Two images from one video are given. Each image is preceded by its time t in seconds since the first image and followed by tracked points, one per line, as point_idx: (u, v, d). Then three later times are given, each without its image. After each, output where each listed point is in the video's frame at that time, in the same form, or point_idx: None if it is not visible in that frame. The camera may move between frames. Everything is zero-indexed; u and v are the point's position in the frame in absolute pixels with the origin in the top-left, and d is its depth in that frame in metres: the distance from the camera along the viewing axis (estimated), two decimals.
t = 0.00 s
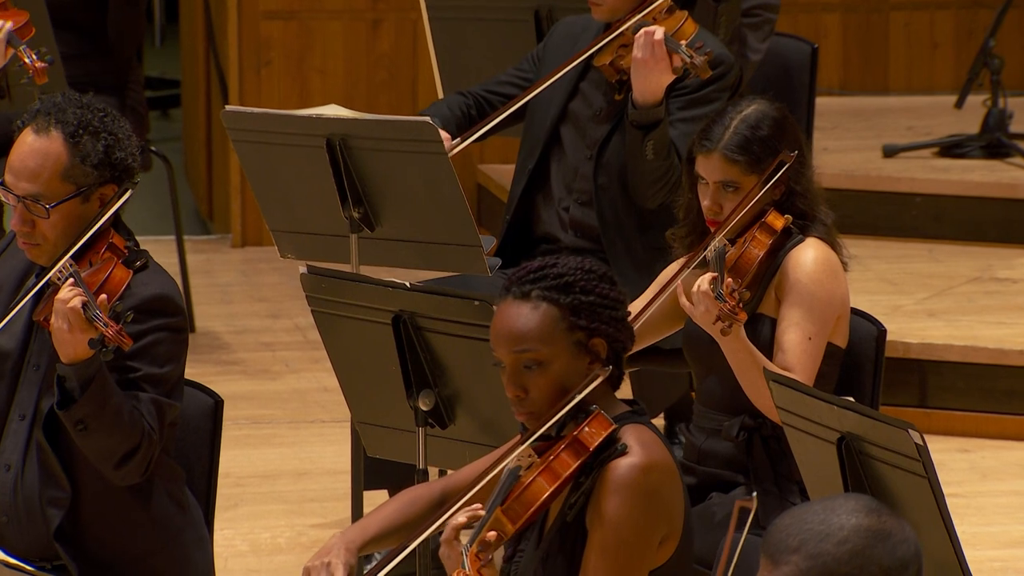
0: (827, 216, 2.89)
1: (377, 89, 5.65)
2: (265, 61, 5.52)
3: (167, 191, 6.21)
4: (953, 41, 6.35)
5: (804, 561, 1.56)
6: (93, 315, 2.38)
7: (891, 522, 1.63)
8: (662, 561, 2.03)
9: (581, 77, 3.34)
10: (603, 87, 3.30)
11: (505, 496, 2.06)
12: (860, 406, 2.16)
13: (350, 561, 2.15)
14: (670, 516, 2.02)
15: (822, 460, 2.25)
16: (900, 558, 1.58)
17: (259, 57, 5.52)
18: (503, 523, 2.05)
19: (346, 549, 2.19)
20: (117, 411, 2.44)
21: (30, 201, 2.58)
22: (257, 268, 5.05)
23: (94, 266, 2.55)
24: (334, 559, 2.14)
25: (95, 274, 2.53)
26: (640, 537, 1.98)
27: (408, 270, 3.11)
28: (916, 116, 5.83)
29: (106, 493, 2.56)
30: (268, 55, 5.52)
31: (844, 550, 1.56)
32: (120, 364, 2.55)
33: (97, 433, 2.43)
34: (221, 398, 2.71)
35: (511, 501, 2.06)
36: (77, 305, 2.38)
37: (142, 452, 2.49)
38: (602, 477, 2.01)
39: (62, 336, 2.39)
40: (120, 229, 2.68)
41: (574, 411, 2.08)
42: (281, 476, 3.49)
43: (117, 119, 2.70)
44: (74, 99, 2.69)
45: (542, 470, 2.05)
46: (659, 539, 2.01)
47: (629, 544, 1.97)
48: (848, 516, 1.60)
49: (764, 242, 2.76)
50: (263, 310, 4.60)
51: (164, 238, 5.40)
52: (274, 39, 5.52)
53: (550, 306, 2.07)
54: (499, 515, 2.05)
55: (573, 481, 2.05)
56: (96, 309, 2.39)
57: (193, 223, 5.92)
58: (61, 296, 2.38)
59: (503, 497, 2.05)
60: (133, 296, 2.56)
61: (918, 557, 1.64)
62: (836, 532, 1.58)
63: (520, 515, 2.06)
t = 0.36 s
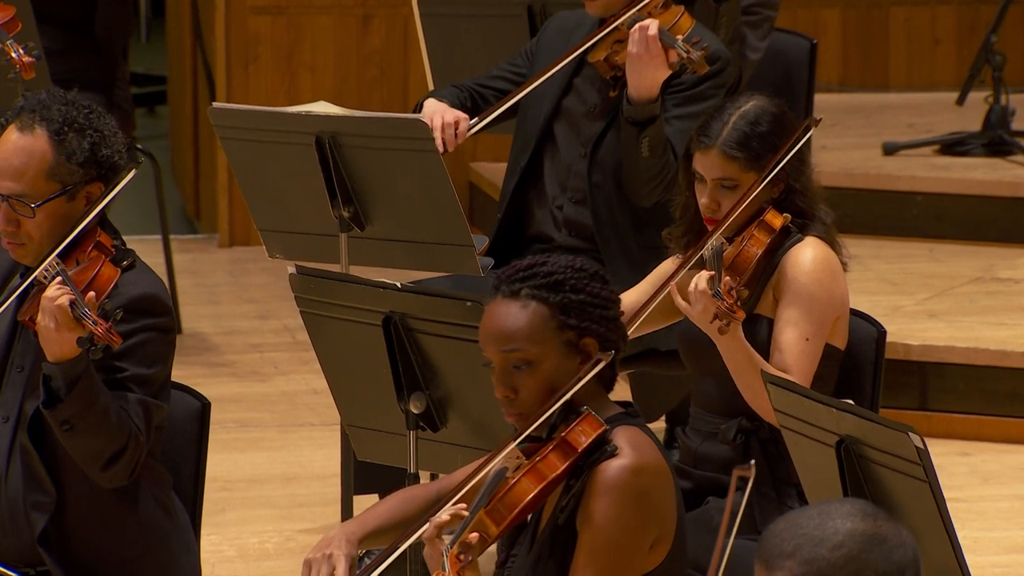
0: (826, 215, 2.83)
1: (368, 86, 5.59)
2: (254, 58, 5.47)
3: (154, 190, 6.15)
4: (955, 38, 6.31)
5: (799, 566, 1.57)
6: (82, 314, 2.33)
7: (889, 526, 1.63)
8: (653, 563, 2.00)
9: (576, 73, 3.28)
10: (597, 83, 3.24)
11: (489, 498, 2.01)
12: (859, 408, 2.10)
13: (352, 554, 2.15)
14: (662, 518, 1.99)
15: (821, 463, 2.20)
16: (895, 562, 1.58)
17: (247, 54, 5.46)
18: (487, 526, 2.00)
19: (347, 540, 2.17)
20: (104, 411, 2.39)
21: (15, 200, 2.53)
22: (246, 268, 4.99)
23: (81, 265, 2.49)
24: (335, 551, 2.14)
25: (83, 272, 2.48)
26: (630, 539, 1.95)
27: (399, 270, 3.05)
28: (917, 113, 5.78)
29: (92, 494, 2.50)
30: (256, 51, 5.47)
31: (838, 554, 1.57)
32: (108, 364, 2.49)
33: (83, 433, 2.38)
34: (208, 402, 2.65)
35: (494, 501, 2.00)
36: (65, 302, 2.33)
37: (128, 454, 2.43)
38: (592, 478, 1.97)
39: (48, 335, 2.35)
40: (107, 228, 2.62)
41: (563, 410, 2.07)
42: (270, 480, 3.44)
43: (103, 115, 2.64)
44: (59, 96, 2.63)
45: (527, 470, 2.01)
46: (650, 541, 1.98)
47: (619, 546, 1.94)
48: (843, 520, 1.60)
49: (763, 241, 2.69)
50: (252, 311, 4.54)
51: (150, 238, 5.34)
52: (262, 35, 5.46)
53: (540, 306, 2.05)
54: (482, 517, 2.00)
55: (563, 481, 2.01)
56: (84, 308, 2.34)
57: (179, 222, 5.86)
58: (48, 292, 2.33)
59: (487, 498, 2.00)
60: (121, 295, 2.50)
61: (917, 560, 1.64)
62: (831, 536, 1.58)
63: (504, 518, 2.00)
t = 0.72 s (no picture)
0: (822, 215, 2.76)
1: (352, 83, 5.53)
2: (236, 55, 5.40)
3: (134, 190, 6.09)
4: (953, 34, 6.24)
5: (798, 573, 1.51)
6: (60, 316, 2.27)
7: (888, 532, 1.58)
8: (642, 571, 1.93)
9: (565, 70, 3.22)
10: (587, 80, 3.18)
11: (469, 503, 1.95)
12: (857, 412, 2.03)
13: (346, 546, 2.11)
14: (650, 524, 1.92)
15: (817, 469, 2.13)
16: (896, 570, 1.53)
17: (229, 50, 5.39)
18: (467, 531, 1.93)
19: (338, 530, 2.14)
20: (84, 414, 2.32)
21: None
22: (228, 270, 4.93)
23: (60, 266, 2.42)
24: (329, 544, 2.10)
25: (63, 272, 2.41)
26: (617, 545, 1.88)
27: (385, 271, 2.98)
28: (916, 110, 5.72)
29: (69, 500, 2.43)
30: (239, 48, 5.40)
31: (839, 561, 1.51)
32: (86, 367, 2.42)
33: (64, 437, 2.31)
34: (189, 406, 2.59)
35: (475, 506, 1.94)
36: (43, 304, 2.26)
37: (108, 459, 2.36)
38: (577, 483, 1.91)
39: (25, 337, 2.28)
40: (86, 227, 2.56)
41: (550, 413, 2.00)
42: (253, 486, 3.38)
43: (81, 113, 2.56)
44: (34, 93, 2.55)
45: (510, 475, 1.94)
46: (638, 548, 1.91)
47: (605, 553, 1.88)
48: (844, 526, 1.54)
49: (758, 240, 2.62)
50: (233, 314, 4.48)
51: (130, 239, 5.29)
52: (244, 32, 5.39)
53: (526, 306, 1.98)
54: (462, 522, 1.94)
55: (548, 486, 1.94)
56: (63, 310, 2.27)
57: (159, 222, 5.80)
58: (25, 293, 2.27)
59: (469, 501, 1.94)
60: (101, 297, 2.43)
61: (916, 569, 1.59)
62: (831, 542, 1.52)
63: (484, 523, 1.93)
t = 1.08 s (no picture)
0: (818, 216, 2.70)
1: (336, 81, 5.46)
2: (216, 52, 5.32)
3: (111, 192, 6.04)
4: (950, 32, 6.18)
5: None
6: (35, 319, 2.19)
7: (897, 542, 1.50)
8: None
9: (554, 67, 3.16)
10: (576, 79, 3.11)
11: (449, 508, 1.87)
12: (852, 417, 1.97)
13: (343, 539, 2.05)
14: (637, 532, 1.85)
15: (812, 477, 2.06)
16: None
17: (209, 48, 5.32)
18: (446, 537, 1.85)
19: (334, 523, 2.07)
20: (59, 420, 2.24)
21: None
22: (208, 273, 4.87)
23: (34, 269, 2.33)
24: (325, 536, 2.04)
25: (37, 278, 2.31)
26: (602, 554, 1.81)
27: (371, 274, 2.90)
28: (913, 110, 5.65)
29: (44, 509, 2.36)
30: (219, 45, 5.32)
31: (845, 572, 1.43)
32: (62, 372, 2.35)
33: (38, 445, 2.24)
34: (168, 411, 2.50)
35: (454, 511, 1.86)
36: (18, 308, 2.19)
37: (83, 467, 2.28)
38: (562, 488, 1.84)
39: None
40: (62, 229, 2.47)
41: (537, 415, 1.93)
42: (234, 494, 3.33)
43: (57, 112, 2.49)
44: (9, 92, 2.48)
45: (490, 480, 1.87)
46: (624, 556, 1.84)
47: (590, 562, 1.81)
48: (852, 535, 1.47)
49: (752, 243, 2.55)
50: (213, 318, 4.41)
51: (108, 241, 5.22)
52: (225, 28, 5.31)
53: (510, 308, 1.91)
54: (442, 528, 1.86)
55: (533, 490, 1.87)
56: (39, 313, 2.20)
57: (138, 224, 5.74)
58: None
59: (447, 506, 1.86)
60: (77, 300, 2.34)
61: None
62: (837, 551, 1.44)
63: (464, 530, 1.85)
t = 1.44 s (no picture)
0: (815, 216, 2.63)
1: (323, 78, 5.40)
2: (200, 48, 5.25)
3: (92, 191, 5.98)
4: (953, 27, 6.12)
5: None
6: (13, 325, 2.12)
7: (912, 549, 1.38)
8: None
9: (546, 65, 3.10)
10: (568, 76, 3.04)
11: (425, 512, 1.82)
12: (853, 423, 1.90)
13: (337, 534, 1.99)
14: (625, 539, 1.78)
15: (812, 484, 1.99)
16: None
17: (192, 43, 5.24)
18: (421, 542, 1.81)
19: (327, 518, 2.01)
20: (38, 427, 2.17)
21: None
22: (192, 275, 4.80)
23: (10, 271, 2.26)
24: (320, 530, 1.98)
25: (15, 281, 2.22)
26: (587, 562, 1.75)
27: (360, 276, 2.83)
28: (914, 107, 5.59)
29: (22, 518, 2.29)
30: (202, 41, 5.25)
31: None
32: (41, 377, 2.27)
33: (15, 452, 2.17)
34: (152, 417, 2.44)
35: (429, 516, 1.81)
36: None
37: (64, 474, 2.21)
38: (546, 494, 1.77)
39: None
40: (38, 229, 2.41)
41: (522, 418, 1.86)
42: (219, 502, 3.28)
43: (34, 110, 2.40)
44: None
45: (467, 485, 1.81)
46: (610, 564, 1.78)
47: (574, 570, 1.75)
48: (866, 541, 1.34)
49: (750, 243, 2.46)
50: (198, 321, 4.35)
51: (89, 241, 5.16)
52: (208, 24, 5.24)
53: (495, 309, 1.85)
54: (416, 533, 1.81)
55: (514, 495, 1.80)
56: (16, 319, 2.13)
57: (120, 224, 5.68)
58: None
59: (423, 511, 1.81)
60: (56, 304, 2.27)
61: None
62: (850, 557, 1.32)
63: (440, 535, 1.80)
